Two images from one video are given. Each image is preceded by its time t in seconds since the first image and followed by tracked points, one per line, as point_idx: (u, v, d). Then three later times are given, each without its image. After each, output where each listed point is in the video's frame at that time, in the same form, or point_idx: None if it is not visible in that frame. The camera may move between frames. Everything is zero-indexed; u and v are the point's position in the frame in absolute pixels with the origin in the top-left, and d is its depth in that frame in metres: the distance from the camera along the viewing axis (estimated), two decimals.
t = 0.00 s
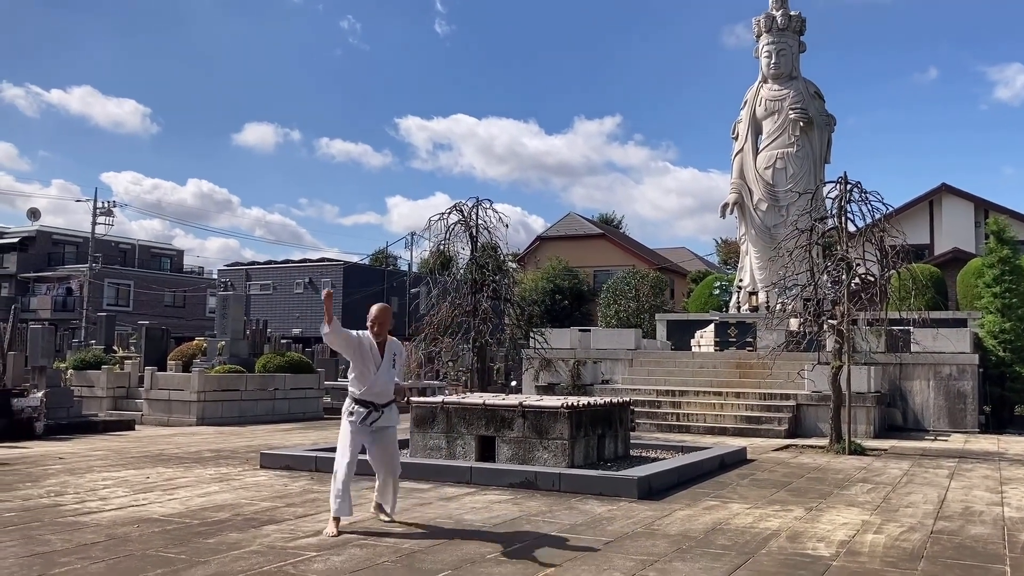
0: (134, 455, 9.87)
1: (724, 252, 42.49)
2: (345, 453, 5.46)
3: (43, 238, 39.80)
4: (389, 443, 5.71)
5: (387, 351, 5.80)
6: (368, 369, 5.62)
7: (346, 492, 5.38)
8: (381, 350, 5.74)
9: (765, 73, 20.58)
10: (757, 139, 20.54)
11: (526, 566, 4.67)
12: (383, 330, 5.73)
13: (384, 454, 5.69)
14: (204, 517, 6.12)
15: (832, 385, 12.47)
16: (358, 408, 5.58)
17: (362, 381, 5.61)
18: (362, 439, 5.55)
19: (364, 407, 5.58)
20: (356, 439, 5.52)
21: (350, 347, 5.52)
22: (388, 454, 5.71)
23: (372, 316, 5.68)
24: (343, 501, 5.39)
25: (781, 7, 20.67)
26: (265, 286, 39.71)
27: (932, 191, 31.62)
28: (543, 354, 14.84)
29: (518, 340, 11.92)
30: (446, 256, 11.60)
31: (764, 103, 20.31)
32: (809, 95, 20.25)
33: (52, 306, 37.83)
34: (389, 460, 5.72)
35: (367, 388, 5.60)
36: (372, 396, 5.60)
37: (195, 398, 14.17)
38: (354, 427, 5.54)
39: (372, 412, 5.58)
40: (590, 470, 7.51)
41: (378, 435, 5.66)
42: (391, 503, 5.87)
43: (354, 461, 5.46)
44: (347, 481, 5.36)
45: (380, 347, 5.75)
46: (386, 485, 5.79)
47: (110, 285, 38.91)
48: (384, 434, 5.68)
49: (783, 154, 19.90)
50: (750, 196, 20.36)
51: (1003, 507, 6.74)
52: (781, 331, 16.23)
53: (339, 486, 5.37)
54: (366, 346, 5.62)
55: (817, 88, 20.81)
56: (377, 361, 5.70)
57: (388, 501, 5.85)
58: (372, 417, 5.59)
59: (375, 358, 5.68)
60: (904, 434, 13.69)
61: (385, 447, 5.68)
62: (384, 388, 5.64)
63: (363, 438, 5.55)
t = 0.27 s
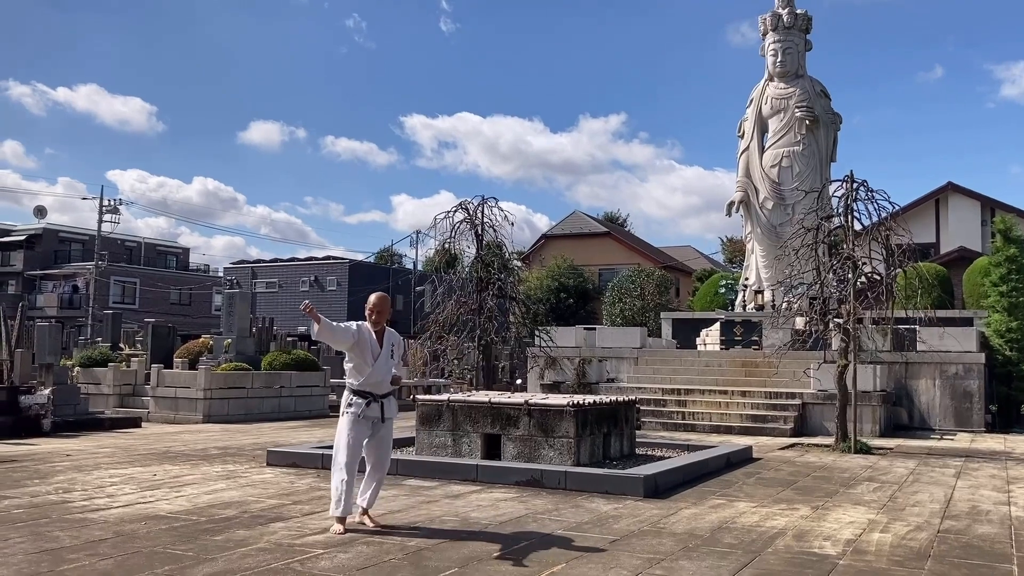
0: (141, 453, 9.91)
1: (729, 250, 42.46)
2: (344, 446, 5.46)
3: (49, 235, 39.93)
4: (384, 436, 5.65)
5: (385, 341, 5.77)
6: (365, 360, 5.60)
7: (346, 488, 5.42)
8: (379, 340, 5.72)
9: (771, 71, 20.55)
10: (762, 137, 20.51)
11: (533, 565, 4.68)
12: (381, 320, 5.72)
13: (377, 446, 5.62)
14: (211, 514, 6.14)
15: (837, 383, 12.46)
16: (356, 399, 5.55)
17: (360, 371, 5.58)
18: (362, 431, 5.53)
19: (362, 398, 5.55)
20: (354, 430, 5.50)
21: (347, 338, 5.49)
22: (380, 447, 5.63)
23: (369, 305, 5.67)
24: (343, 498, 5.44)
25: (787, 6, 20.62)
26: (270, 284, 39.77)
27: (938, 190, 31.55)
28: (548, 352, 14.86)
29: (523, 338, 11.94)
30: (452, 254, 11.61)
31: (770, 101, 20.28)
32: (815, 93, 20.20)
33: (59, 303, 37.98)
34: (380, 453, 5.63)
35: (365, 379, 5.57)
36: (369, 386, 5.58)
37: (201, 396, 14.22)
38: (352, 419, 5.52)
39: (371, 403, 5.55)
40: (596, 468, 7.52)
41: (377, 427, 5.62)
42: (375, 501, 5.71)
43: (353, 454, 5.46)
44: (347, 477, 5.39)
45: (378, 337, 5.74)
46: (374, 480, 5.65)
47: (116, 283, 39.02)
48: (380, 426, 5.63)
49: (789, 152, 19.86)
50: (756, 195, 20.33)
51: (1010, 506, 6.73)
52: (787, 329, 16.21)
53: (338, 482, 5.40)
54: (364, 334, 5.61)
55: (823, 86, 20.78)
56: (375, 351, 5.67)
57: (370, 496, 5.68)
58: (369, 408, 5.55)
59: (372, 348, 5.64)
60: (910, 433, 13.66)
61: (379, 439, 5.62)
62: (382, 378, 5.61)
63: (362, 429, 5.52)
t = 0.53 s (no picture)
0: (145, 450, 9.92)
1: (734, 249, 42.42)
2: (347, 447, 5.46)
3: (54, 233, 40.01)
4: (394, 433, 5.71)
5: (387, 341, 5.78)
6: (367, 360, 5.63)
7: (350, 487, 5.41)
8: (380, 340, 5.73)
9: (776, 70, 20.51)
10: (767, 135, 20.48)
11: (537, 563, 4.68)
12: (382, 320, 5.75)
13: (385, 443, 5.69)
14: (215, 512, 6.15)
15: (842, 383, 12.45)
16: (359, 400, 5.60)
17: (361, 372, 5.62)
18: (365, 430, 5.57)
19: (364, 400, 5.59)
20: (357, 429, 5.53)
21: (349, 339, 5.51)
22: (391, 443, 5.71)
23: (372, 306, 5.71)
24: (347, 496, 5.41)
25: (792, 4, 20.59)
26: (274, 282, 39.81)
27: (943, 189, 31.48)
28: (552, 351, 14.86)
29: (527, 337, 11.93)
30: (456, 252, 11.60)
31: (775, 99, 20.24)
32: (820, 92, 20.17)
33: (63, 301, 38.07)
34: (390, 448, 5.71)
35: (366, 380, 5.61)
36: (371, 387, 5.61)
37: (206, 394, 14.24)
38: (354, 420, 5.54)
39: (373, 404, 5.60)
40: (600, 467, 7.51)
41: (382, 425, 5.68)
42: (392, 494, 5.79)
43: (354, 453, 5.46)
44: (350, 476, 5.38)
45: (379, 337, 5.75)
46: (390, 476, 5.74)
47: (121, 281, 39.08)
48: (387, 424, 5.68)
49: (794, 151, 19.83)
50: (760, 193, 20.29)
51: (1015, 506, 6.72)
52: (791, 329, 16.19)
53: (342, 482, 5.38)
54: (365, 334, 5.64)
55: (828, 85, 20.73)
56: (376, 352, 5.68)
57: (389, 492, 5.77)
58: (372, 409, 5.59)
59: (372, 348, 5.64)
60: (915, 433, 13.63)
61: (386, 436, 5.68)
62: (383, 379, 5.63)
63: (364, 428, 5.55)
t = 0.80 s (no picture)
0: (148, 449, 9.93)
1: (737, 248, 42.39)
2: (364, 454, 5.53)
3: (57, 232, 40.08)
4: (417, 439, 5.84)
5: (403, 356, 5.85)
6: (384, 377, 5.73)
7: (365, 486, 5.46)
8: (396, 355, 5.80)
9: (779, 69, 20.48)
10: (771, 135, 20.45)
11: (539, 562, 4.68)
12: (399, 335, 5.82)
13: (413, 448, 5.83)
14: (218, 510, 6.16)
15: (845, 383, 12.44)
16: (377, 414, 5.70)
17: (378, 386, 5.72)
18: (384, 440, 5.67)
19: (382, 413, 5.70)
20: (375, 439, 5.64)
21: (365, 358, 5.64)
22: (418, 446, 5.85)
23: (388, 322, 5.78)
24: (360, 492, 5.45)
25: (795, 4, 20.55)
26: (277, 280, 39.84)
27: (947, 188, 31.44)
28: (554, 350, 14.86)
29: (530, 336, 11.93)
30: (459, 252, 11.63)
31: (778, 99, 20.22)
32: (824, 91, 20.14)
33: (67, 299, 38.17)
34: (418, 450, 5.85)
35: (383, 395, 5.72)
36: (388, 400, 5.72)
37: (209, 392, 14.27)
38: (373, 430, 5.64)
39: (391, 417, 5.70)
40: (603, 466, 7.52)
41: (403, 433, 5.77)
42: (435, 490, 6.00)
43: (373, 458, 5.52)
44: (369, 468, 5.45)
45: (395, 352, 5.82)
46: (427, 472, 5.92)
47: (124, 279, 39.15)
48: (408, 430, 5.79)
49: (797, 151, 19.80)
50: (764, 192, 20.27)
51: (1018, 506, 6.71)
52: (794, 328, 16.17)
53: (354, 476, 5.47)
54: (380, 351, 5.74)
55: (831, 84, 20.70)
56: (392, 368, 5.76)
57: (432, 487, 5.97)
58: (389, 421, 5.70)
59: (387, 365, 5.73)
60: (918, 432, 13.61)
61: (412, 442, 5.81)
62: (401, 394, 5.72)
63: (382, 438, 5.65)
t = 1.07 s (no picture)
0: (150, 448, 9.95)
1: (738, 248, 42.38)
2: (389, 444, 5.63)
3: (59, 231, 40.12)
4: (436, 435, 5.95)
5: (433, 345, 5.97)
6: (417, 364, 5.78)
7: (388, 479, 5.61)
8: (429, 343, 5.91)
9: (781, 69, 20.48)
10: (772, 135, 20.44)
11: (539, 562, 4.68)
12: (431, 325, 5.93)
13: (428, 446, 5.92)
14: (219, 509, 6.17)
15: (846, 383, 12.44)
16: (406, 400, 5.78)
17: (412, 373, 5.78)
18: (411, 428, 5.76)
19: (412, 400, 5.79)
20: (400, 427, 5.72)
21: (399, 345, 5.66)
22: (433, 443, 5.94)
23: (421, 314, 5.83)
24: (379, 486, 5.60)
25: (797, 3, 20.54)
26: (279, 280, 39.86)
27: (948, 189, 31.41)
28: (555, 350, 14.86)
29: (531, 336, 11.94)
30: (460, 252, 11.63)
31: (779, 99, 20.21)
32: (825, 91, 20.13)
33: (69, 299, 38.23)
34: (433, 445, 5.94)
35: (415, 382, 5.79)
36: (419, 388, 5.81)
37: (210, 391, 14.27)
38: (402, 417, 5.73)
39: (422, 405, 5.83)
40: (604, 466, 7.52)
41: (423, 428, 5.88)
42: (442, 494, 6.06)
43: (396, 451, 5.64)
44: (389, 469, 5.58)
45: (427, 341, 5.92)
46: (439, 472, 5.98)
47: (126, 279, 39.17)
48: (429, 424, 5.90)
49: (798, 151, 19.79)
50: (765, 192, 20.25)
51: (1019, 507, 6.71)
52: (795, 328, 16.17)
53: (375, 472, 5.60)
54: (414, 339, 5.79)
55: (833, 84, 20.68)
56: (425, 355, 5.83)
57: (440, 491, 6.01)
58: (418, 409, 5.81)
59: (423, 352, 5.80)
60: (919, 433, 13.60)
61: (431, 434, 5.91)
62: (433, 381, 5.85)
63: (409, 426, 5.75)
